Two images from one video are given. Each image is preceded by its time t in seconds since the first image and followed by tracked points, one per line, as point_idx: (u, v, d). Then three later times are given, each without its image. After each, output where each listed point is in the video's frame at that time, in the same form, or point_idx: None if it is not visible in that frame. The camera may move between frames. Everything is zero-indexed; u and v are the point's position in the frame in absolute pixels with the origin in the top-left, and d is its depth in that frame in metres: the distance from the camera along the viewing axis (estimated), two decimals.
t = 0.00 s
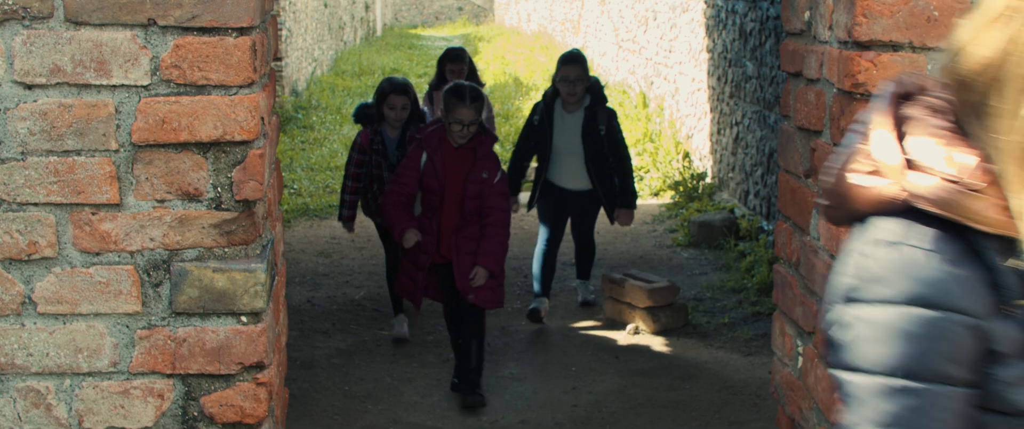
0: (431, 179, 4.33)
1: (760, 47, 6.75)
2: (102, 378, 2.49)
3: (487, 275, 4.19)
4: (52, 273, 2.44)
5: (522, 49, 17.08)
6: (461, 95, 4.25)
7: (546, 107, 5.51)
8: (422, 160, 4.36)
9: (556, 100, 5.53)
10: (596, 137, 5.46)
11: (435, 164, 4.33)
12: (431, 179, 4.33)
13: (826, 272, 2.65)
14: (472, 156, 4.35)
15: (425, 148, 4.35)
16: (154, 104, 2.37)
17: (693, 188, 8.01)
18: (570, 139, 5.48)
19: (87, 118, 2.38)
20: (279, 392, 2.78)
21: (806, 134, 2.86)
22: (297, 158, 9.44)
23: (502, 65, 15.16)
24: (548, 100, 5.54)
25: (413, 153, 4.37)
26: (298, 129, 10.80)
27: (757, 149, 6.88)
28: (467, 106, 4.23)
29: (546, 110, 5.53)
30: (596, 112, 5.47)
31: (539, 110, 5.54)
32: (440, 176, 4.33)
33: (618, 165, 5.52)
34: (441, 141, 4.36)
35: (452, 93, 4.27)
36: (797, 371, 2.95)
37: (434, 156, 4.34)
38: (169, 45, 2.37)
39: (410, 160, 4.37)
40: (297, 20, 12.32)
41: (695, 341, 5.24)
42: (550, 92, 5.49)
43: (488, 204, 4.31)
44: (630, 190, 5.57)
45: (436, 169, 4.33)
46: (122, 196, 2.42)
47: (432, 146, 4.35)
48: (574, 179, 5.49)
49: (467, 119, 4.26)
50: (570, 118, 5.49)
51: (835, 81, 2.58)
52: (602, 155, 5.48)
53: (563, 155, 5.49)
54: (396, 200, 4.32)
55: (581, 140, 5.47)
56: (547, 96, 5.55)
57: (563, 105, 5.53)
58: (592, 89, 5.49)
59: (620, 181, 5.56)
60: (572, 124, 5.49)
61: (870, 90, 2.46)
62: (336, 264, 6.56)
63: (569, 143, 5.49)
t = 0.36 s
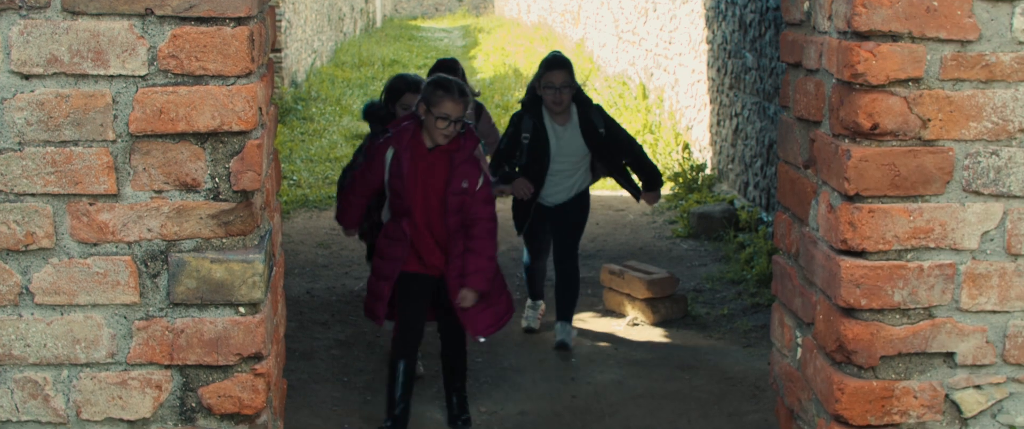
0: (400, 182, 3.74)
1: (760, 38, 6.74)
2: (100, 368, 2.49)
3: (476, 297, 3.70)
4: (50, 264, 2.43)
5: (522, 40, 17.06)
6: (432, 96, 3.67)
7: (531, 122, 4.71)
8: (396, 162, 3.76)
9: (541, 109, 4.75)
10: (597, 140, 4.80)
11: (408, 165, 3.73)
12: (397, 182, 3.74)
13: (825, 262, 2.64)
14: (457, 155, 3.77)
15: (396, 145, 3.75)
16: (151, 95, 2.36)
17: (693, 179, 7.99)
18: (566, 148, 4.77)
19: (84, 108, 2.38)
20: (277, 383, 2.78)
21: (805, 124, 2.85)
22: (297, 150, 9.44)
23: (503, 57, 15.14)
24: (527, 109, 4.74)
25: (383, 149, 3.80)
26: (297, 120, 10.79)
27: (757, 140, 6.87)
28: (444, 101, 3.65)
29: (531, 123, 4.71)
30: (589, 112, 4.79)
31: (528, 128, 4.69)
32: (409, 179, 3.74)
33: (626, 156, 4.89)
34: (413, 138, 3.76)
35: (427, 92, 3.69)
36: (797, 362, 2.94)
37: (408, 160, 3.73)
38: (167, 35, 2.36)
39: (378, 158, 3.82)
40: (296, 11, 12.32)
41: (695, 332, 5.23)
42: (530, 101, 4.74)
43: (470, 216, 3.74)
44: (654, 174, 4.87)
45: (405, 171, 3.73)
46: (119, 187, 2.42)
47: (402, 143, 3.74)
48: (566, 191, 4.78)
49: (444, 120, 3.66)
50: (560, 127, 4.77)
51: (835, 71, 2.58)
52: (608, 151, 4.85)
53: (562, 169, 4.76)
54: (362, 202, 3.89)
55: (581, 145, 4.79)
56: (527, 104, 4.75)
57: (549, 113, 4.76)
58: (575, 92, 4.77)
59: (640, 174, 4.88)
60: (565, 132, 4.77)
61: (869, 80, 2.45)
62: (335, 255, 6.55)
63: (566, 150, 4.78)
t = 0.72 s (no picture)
0: (370, 192, 3.32)
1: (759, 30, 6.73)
2: (97, 363, 2.49)
3: (449, 311, 3.28)
4: (47, 258, 2.43)
5: (521, 34, 17.05)
6: (401, 98, 3.24)
7: (525, 115, 4.23)
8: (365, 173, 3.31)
9: (544, 104, 4.24)
10: (603, 144, 4.19)
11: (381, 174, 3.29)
12: (379, 195, 3.31)
13: (823, 255, 2.64)
14: (435, 166, 3.40)
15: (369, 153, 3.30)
16: (148, 88, 2.36)
17: (691, 173, 7.98)
18: (567, 148, 4.21)
19: (81, 102, 2.37)
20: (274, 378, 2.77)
21: (803, 116, 2.84)
22: (295, 144, 9.43)
23: (501, 50, 15.13)
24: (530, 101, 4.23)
25: (352, 155, 3.32)
26: (296, 115, 10.79)
27: (755, 133, 6.87)
28: (416, 105, 3.22)
29: (525, 116, 4.23)
30: (599, 110, 4.19)
31: (520, 120, 4.24)
32: (382, 192, 3.31)
33: (631, 166, 4.24)
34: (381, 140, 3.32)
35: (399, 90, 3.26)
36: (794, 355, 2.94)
37: (380, 168, 3.29)
38: (163, 28, 2.36)
39: (344, 165, 3.31)
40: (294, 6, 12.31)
41: (693, 326, 5.23)
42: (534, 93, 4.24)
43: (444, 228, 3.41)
44: (652, 193, 4.28)
45: (382, 182, 3.30)
46: (116, 180, 2.41)
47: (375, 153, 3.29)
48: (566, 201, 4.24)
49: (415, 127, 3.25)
50: (564, 124, 4.20)
51: (833, 64, 2.57)
52: (612, 158, 4.23)
53: (560, 172, 4.24)
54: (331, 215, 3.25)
55: (586, 149, 4.21)
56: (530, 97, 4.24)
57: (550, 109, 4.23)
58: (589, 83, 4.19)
59: (638, 191, 4.27)
60: (570, 131, 4.20)
61: (867, 72, 2.44)
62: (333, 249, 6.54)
63: (566, 151, 4.21)
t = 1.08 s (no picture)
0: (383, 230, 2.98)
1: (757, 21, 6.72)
2: (94, 355, 2.49)
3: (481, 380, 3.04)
4: (43, 250, 2.43)
5: (519, 25, 17.04)
6: (433, 134, 2.89)
7: (543, 127, 3.58)
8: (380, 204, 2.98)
9: (563, 113, 3.59)
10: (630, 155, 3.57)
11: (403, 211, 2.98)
12: (396, 233, 2.97)
13: (821, 245, 2.64)
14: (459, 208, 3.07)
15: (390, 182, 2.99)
16: (144, 80, 2.36)
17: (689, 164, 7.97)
18: (593, 159, 3.57)
19: (76, 93, 2.37)
20: (272, 370, 2.77)
21: (801, 106, 2.84)
22: (293, 136, 9.42)
23: (499, 42, 15.12)
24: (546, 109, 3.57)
25: (367, 184, 3.00)
26: (294, 107, 10.78)
27: (753, 124, 6.86)
28: (455, 149, 2.87)
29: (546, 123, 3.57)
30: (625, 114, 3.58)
31: (540, 131, 3.58)
32: (400, 231, 2.98)
33: (661, 173, 3.57)
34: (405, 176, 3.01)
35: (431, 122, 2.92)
36: (793, 345, 2.94)
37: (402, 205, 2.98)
38: (158, 19, 2.35)
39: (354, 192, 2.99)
40: None
41: (692, 317, 5.23)
42: (546, 97, 3.57)
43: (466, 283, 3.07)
44: (694, 207, 3.53)
45: (402, 219, 2.98)
46: (112, 172, 2.41)
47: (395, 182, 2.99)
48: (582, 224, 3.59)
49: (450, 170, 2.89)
50: (585, 133, 3.57)
51: (830, 53, 2.57)
52: (641, 169, 3.59)
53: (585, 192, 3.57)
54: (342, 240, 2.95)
55: (610, 161, 3.57)
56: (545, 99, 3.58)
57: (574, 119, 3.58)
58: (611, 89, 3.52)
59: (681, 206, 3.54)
60: (593, 139, 3.57)
61: (864, 62, 2.44)
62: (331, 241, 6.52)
63: (584, 168, 3.57)
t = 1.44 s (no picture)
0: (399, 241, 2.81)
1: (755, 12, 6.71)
2: (92, 347, 2.48)
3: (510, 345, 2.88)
4: (40, 242, 2.43)
5: (517, 17, 17.02)
6: (449, 135, 2.77)
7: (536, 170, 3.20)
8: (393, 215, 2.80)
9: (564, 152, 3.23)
10: (616, 207, 3.13)
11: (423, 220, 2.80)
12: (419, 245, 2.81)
13: (819, 235, 2.63)
14: (474, 196, 2.95)
15: (398, 188, 2.80)
16: (140, 71, 2.35)
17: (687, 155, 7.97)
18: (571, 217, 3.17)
19: (73, 85, 2.36)
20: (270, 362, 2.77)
21: (798, 96, 2.84)
22: (290, 129, 9.41)
23: (496, 34, 15.11)
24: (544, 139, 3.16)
25: (374, 196, 2.81)
26: (291, 99, 10.77)
27: (751, 115, 6.86)
28: (474, 147, 2.76)
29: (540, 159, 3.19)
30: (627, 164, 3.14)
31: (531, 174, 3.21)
32: (421, 241, 2.81)
33: (658, 233, 3.11)
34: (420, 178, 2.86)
35: (440, 123, 2.80)
36: (791, 336, 2.94)
37: (419, 214, 2.80)
38: (155, 10, 2.35)
39: (362, 208, 2.81)
40: None
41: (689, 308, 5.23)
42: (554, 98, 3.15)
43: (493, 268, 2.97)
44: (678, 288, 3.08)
45: (424, 226, 2.80)
46: (109, 164, 2.41)
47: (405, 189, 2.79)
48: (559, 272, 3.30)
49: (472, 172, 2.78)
50: (577, 176, 3.20)
51: (827, 44, 2.56)
52: (628, 228, 3.13)
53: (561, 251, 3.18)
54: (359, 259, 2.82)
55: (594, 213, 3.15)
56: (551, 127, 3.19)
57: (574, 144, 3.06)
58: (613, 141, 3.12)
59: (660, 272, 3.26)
60: (586, 187, 3.18)
61: (862, 52, 2.44)
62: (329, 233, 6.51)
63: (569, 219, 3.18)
